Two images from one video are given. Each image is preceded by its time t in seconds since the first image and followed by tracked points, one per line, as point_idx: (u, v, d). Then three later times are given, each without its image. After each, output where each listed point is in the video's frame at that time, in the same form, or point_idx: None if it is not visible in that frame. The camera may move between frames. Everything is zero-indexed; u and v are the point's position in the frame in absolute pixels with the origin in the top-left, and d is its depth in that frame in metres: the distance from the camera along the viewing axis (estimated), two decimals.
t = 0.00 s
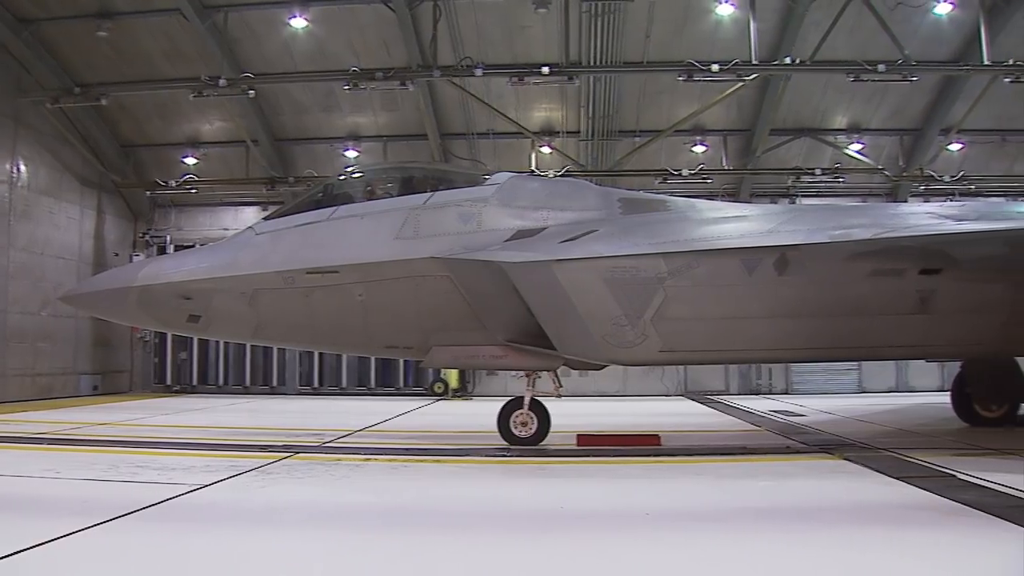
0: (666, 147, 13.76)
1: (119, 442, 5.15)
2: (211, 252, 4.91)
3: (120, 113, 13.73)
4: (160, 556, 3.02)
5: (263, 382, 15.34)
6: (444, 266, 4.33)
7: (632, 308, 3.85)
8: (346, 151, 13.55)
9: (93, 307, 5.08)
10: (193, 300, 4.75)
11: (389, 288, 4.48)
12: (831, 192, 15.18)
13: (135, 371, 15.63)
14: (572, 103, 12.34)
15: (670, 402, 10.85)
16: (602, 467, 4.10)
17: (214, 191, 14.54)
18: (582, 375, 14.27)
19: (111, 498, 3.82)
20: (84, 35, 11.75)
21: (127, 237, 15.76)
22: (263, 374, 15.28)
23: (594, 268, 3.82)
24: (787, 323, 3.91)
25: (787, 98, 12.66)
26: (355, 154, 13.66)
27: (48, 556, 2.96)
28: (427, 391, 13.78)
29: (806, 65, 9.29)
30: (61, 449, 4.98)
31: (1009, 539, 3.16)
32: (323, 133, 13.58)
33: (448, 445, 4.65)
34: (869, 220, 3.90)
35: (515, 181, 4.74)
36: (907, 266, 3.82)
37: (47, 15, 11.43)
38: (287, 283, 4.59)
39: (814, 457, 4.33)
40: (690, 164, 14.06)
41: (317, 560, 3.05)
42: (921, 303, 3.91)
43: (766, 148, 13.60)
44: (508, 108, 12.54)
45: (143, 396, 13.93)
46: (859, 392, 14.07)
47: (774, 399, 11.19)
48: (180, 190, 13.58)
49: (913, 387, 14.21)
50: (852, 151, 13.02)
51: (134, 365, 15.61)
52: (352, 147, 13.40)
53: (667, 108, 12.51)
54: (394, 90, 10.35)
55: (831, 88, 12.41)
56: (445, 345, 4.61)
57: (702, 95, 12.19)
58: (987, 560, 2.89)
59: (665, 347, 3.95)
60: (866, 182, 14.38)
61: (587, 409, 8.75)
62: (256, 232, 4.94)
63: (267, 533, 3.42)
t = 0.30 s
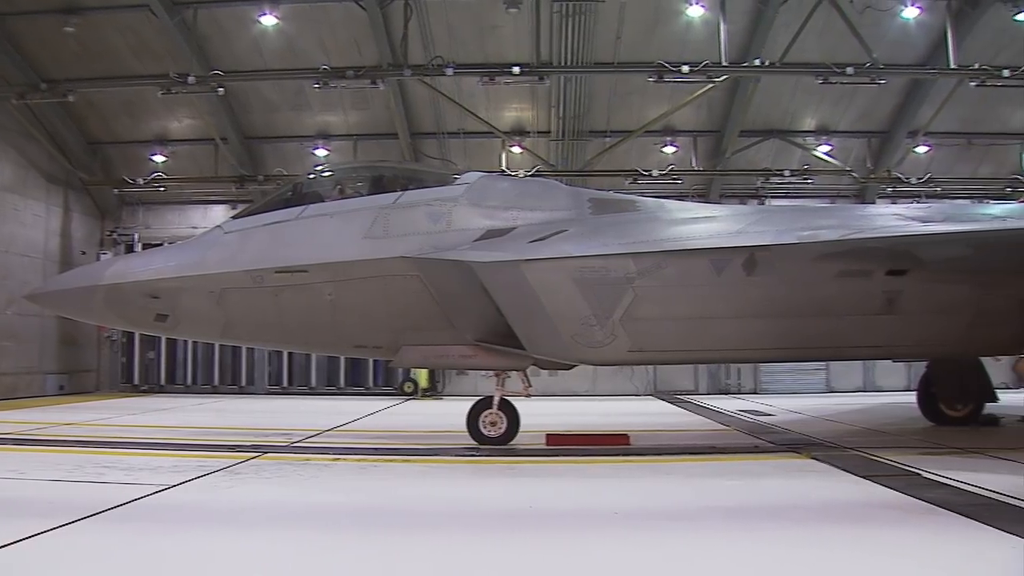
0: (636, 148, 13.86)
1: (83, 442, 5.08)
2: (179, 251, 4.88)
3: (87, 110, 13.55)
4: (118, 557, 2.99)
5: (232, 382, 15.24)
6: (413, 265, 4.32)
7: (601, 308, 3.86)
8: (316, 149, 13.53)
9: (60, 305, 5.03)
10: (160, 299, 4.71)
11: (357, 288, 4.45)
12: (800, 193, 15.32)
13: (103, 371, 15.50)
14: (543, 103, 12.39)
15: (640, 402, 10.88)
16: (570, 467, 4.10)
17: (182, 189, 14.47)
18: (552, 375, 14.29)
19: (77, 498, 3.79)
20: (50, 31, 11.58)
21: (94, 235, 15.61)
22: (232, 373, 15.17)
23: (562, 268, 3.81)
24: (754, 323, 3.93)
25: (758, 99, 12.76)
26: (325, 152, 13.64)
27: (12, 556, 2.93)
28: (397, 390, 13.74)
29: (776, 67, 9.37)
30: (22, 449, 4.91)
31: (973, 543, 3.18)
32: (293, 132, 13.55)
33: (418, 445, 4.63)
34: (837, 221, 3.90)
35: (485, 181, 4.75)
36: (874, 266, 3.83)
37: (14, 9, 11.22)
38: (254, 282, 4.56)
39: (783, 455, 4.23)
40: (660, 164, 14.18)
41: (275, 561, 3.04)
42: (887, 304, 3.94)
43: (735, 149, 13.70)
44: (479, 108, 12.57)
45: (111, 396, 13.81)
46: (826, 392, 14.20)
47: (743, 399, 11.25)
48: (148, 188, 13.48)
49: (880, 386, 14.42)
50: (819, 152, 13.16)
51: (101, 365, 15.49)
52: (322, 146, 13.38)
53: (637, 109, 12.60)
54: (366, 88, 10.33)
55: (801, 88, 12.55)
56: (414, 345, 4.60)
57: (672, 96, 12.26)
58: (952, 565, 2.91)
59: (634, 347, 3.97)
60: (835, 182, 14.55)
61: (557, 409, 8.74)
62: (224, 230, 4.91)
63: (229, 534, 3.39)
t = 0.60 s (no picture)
0: (603, 148, 13.95)
1: (40, 442, 5.00)
2: (143, 249, 4.83)
3: (50, 106, 13.37)
4: (71, 557, 2.96)
5: (196, 382, 15.10)
6: (378, 264, 4.31)
7: (566, 308, 3.86)
8: (282, 148, 13.49)
9: (21, 303, 4.96)
10: (123, 298, 4.67)
11: (322, 287, 4.44)
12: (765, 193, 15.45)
13: (65, 370, 15.36)
14: (510, 103, 12.40)
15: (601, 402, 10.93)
16: (534, 467, 4.09)
17: (146, 187, 14.42)
18: (518, 375, 14.30)
19: (38, 499, 3.75)
20: (12, 25, 11.40)
21: (56, 233, 15.41)
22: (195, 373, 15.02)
23: (527, 267, 3.80)
24: (719, 323, 3.95)
25: (724, 100, 12.87)
26: (291, 150, 13.61)
27: None
28: (363, 391, 13.69)
29: (743, 69, 9.45)
30: None
31: (934, 544, 3.20)
32: (258, 130, 13.49)
33: (383, 445, 4.61)
34: (800, 222, 3.91)
35: (451, 180, 4.75)
36: (837, 267, 3.87)
37: None
38: (219, 281, 4.53)
39: (747, 454, 4.24)
40: (627, 165, 14.29)
41: (226, 561, 3.02)
42: (850, 305, 3.99)
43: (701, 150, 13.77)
44: (445, 107, 12.56)
45: (74, 395, 13.64)
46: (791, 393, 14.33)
47: (708, 399, 11.31)
48: (111, 185, 13.35)
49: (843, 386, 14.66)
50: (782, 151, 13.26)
51: (63, 365, 15.35)
52: (288, 144, 13.34)
53: (604, 109, 12.65)
54: (332, 87, 10.30)
55: (766, 91, 12.68)
56: (380, 344, 4.60)
57: (638, 98, 12.33)
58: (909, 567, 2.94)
59: (600, 347, 4.00)
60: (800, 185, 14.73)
61: (522, 409, 8.73)
62: (189, 228, 4.86)
63: (187, 534, 3.37)
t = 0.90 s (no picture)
0: (568, 149, 14.11)
1: None
2: (102, 247, 4.78)
3: (9, 102, 13.17)
4: (14, 559, 2.92)
5: (157, 382, 15.01)
6: (339, 263, 4.30)
7: (529, 308, 3.86)
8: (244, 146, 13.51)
9: None
10: (82, 296, 4.62)
11: (283, 286, 4.41)
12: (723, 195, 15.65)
13: (23, 370, 15.12)
14: (473, 103, 12.46)
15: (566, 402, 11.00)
16: (494, 467, 4.07)
17: (107, 184, 14.35)
18: (481, 375, 14.40)
19: None
20: None
21: (14, 230, 15.18)
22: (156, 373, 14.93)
23: (490, 268, 3.79)
24: (682, 323, 3.98)
25: (686, 104, 13.04)
26: (253, 149, 13.63)
27: None
28: (325, 391, 13.69)
29: (705, 71, 9.60)
30: None
31: (891, 544, 3.22)
32: (220, 127, 13.49)
33: (344, 445, 4.59)
34: (762, 223, 3.93)
35: (414, 180, 4.75)
36: (798, 268, 3.92)
37: None
38: (179, 279, 4.49)
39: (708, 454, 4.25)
40: (590, 165, 14.48)
41: (171, 562, 2.99)
42: (811, 306, 4.04)
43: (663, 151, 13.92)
44: (409, 106, 12.58)
45: (32, 396, 13.46)
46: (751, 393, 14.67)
47: (670, 399, 11.38)
48: (71, 182, 13.22)
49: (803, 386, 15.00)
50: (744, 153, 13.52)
51: (21, 365, 15.12)
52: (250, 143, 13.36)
53: (568, 109, 12.72)
54: (295, 85, 10.29)
55: (728, 93, 12.80)
56: (342, 344, 4.58)
57: (602, 99, 12.47)
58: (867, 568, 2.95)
59: (562, 347, 4.01)
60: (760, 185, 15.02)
61: (486, 409, 8.71)
62: (149, 227, 4.81)
63: (138, 534, 3.33)
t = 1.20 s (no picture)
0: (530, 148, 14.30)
1: None
2: (61, 244, 4.72)
3: None
4: None
5: (116, 380, 14.91)
6: (301, 262, 4.29)
7: (491, 308, 3.88)
8: (206, 143, 13.56)
9: None
10: (40, 294, 4.57)
11: (244, 284, 4.40)
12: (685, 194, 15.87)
13: None
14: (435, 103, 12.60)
15: (530, 400, 11.09)
16: (453, 467, 4.06)
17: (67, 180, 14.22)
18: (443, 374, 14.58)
19: None
20: None
21: None
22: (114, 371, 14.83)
23: (451, 267, 3.77)
24: (643, 323, 4.06)
25: (648, 105, 13.23)
26: (215, 145, 13.68)
27: None
28: (286, 390, 13.76)
29: (665, 71, 9.88)
30: None
31: (848, 544, 3.25)
32: (182, 124, 13.49)
33: (303, 445, 4.56)
34: (723, 224, 3.94)
35: (376, 178, 4.76)
36: (758, 269, 4.03)
37: None
38: (139, 277, 4.46)
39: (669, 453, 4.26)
40: (553, 165, 14.72)
41: (121, 561, 2.97)
42: (771, 306, 4.17)
43: (625, 151, 14.21)
44: (373, 104, 12.61)
45: None
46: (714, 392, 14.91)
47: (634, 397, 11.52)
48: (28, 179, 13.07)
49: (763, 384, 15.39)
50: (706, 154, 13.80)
51: None
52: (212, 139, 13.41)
53: (531, 109, 12.84)
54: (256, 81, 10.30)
55: (690, 95, 12.95)
56: (303, 343, 4.56)
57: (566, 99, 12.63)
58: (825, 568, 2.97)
59: (523, 346, 4.04)
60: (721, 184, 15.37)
61: (446, 408, 8.70)
62: (108, 224, 4.76)
63: (88, 535, 3.28)
